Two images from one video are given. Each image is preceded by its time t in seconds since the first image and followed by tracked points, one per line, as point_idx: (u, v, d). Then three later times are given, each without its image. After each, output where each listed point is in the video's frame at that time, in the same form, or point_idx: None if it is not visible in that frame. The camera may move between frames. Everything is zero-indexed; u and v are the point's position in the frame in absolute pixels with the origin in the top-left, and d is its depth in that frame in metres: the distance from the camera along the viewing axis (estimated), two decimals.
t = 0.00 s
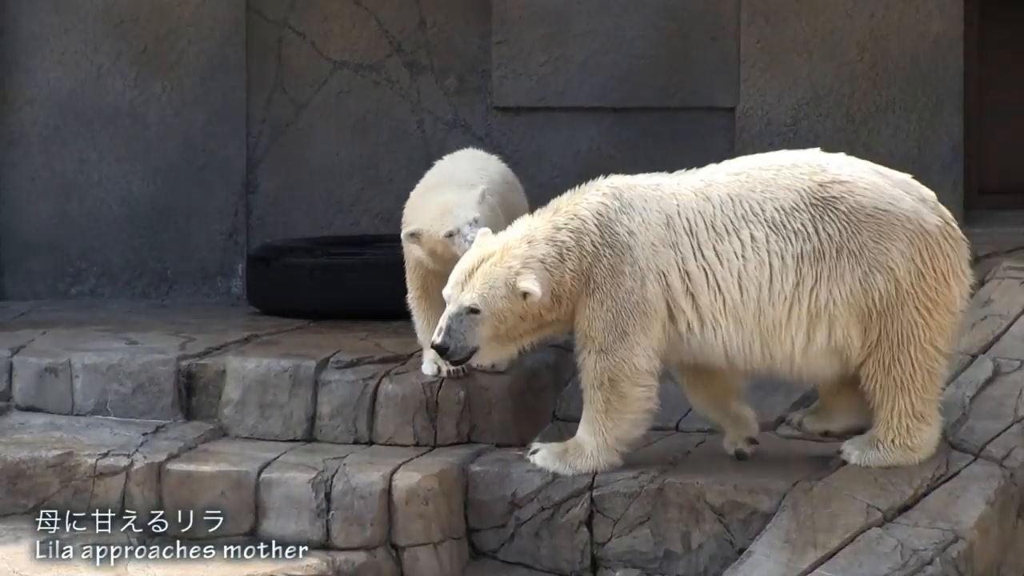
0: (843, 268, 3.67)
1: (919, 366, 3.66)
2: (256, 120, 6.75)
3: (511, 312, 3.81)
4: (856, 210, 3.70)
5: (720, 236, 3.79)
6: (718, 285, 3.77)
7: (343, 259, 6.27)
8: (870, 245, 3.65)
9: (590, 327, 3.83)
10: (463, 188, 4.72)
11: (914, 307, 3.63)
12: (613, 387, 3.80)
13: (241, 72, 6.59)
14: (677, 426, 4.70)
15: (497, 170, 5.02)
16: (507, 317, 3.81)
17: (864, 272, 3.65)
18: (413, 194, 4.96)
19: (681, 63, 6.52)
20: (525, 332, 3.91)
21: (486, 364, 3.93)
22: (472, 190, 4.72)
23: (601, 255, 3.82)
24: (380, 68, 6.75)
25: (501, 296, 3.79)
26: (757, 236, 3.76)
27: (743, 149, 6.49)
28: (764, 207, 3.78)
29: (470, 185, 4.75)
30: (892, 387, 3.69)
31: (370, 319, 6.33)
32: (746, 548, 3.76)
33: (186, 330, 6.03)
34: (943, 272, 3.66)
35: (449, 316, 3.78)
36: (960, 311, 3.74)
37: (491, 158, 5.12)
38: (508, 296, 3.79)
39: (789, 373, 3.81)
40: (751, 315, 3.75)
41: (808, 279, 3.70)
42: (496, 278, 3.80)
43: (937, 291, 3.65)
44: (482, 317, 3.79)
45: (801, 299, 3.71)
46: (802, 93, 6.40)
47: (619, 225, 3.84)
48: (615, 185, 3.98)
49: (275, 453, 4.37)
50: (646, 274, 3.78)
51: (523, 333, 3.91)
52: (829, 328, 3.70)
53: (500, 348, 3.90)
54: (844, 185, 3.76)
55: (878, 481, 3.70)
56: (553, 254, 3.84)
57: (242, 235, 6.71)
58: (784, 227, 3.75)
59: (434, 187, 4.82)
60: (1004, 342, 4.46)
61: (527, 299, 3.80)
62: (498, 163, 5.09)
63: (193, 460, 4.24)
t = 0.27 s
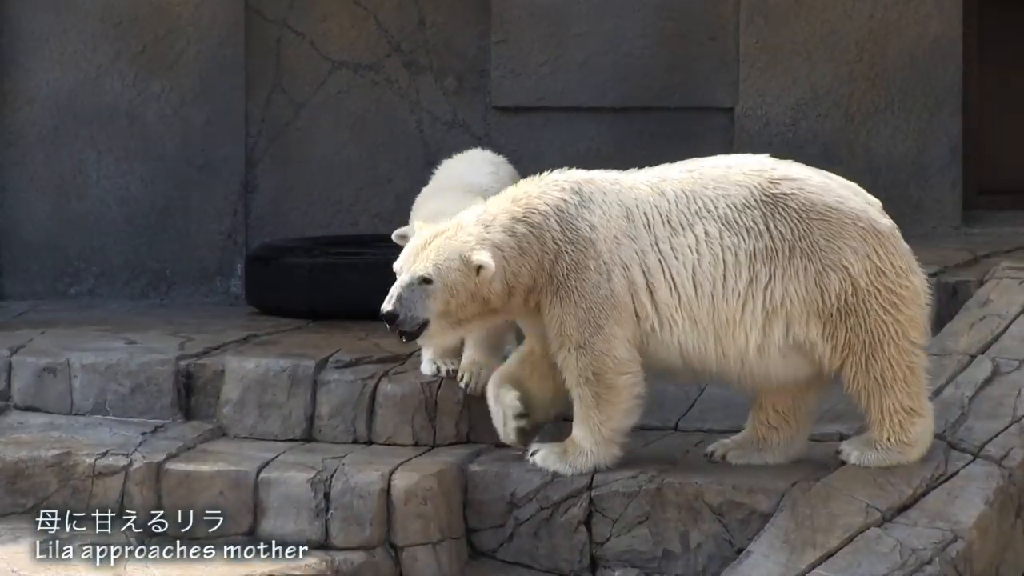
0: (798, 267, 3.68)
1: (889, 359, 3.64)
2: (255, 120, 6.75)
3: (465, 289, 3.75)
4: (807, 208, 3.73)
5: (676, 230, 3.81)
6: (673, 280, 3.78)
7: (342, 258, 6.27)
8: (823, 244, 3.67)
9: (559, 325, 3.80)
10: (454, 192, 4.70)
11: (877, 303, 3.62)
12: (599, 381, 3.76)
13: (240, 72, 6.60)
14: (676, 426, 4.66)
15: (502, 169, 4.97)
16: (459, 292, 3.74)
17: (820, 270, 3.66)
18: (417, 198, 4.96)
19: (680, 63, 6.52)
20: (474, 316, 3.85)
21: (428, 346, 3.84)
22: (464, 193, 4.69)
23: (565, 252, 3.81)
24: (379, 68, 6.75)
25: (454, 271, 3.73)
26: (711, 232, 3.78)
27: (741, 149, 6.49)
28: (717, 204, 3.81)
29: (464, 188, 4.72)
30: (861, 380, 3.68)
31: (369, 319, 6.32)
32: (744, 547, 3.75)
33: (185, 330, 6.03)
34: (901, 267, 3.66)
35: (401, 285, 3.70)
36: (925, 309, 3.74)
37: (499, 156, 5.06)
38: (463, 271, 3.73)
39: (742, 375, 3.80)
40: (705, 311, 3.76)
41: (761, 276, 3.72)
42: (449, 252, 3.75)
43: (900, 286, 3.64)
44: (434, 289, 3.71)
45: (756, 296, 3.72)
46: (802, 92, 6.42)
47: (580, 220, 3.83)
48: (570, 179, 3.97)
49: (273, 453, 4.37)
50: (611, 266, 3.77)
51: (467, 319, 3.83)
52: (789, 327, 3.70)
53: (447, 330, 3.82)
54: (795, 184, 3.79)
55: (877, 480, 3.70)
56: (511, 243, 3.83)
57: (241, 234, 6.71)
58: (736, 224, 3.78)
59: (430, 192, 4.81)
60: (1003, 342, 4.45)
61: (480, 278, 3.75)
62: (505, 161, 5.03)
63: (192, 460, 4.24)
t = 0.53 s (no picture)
0: (719, 267, 3.81)
1: (814, 355, 3.74)
2: (253, 120, 6.75)
3: (400, 278, 3.75)
4: (726, 210, 3.85)
5: (615, 232, 3.86)
6: (616, 281, 3.82)
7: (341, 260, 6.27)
8: (741, 245, 3.81)
9: (525, 327, 3.83)
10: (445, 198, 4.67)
11: (798, 301, 3.74)
12: (581, 377, 3.79)
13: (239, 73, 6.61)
14: (675, 427, 4.66)
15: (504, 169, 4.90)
16: (393, 278, 3.73)
17: (741, 271, 3.79)
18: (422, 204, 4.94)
19: (679, 64, 6.53)
20: (410, 308, 3.84)
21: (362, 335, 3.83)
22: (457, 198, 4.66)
23: (516, 254, 3.82)
24: (378, 69, 6.75)
25: (387, 258, 3.73)
26: (643, 235, 3.86)
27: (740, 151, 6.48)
28: (647, 208, 3.89)
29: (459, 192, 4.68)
30: (789, 374, 3.78)
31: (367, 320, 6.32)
32: (743, 548, 3.75)
33: (183, 330, 6.03)
34: (823, 263, 3.78)
35: (333, 269, 3.69)
36: (852, 304, 3.83)
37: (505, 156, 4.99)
38: (396, 259, 3.74)
39: (675, 375, 3.93)
40: (637, 314, 3.84)
41: (686, 281, 3.83)
42: (382, 240, 3.75)
43: (822, 283, 3.76)
44: (365, 275, 3.71)
45: (684, 299, 3.84)
46: (800, 94, 6.42)
47: (530, 222, 3.84)
48: (500, 180, 4.01)
49: (272, 453, 4.38)
50: (564, 265, 3.79)
51: (401, 310, 3.83)
52: (713, 325, 3.82)
53: (380, 320, 3.81)
54: (715, 187, 3.91)
55: (876, 482, 3.71)
56: (455, 242, 3.82)
57: (239, 235, 6.71)
58: (663, 228, 3.87)
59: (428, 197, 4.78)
60: (1002, 343, 4.44)
61: (416, 267, 3.75)
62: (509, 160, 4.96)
63: (191, 461, 4.24)
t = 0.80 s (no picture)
0: (630, 259, 3.76)
1: (687, 364, 3.70)
2: (251, 122, 6.75)
3: (328, 292, 3.76)
4: (648, 205, 3.81)
5: (549, 227, 3.83)
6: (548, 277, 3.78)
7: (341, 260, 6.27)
8: (655, 238, 3.75)
9: (472, 326, 3.79)
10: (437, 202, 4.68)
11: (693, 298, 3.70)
12: (538, 370, 3.75)
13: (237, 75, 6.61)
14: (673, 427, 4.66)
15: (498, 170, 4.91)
16: (322, 294, 3.75)
17: (649, 262, 3.73)
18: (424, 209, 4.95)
19: (676, 65, 6.53)
20: (344, 319, 3.86)
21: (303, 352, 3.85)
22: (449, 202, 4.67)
23: (449, 257, 3.80)
24: (376, 70, 6.75)
25: (314, 275, 3.73)
26: (576, 230, 3.83)
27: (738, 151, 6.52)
28: (581, 203, 3.86)
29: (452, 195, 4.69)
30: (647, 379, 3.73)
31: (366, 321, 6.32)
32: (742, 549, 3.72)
33: (182, 331, 6.03)
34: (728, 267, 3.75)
35: (262, 294, 3.70)
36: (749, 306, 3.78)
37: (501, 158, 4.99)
38: (322, 274, 3.74)
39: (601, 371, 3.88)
40: (567, 309, 3.79)
41: (607, 274, 3.78)
42: (308, 257, 3.75)
43: (718, 297, 3.73)
44: (295, 295, 3.72)
45: (604, 291, 3.78)
46: (798, 95, 6.42)
47: (465, 223, 3.82)
48: (431, 181, 3.99)
49: (269, 454, 4.39)
50: (498, 264, 3.75)
51: (336, 322, 3.85)
52: (620, 320, 3.75)
53: (317, 335, 3.83)
54: (644, 183, 3.89)
55: (875, 484, 3.72)
56: (380, 250, 3.82)
57: (237, 236, 6.70)
58: (596, 223, 3.84)
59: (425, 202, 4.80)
60: (1000, 344, 4.44)
61: (342, 280, 3.75)
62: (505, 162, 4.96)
63: (190, 462, 4.24)
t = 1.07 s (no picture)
0: (571, 280, 3.81)
1: (618, 384, 3.83)
2: (252, 121, 6.74)
3: (247, 287, 3.88)
4: (589, 225, 3.85)
5: (486, 241, 3.88)
6: (473, 289, 3.86)
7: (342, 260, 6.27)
8: (595, 261, 3.81)
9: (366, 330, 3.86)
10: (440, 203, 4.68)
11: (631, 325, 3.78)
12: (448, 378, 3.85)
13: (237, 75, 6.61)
14: (674, 427, 4.65)
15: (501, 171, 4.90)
16: (239, 288, 3.87)
17: (591, 285, 3.79)
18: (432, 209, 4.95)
19: (677, 65, 6.53)
20: (264, 313, 4.00)
21: (226, 344, 4.00)
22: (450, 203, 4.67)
23: (365, 255, 3.88)
24: (376, 70, 6.76)
25: (232, 270, 3.86)
26: (515, 245, 3.86)
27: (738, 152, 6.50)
28: (522, 217, 3.88)
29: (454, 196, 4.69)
30: (578, 398, 3.83)
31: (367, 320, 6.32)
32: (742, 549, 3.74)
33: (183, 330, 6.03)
34: (665, 292, 3.80)
35: (182, 289, 3.83)
36: (688, 326, 3.85)
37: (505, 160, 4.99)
38: (241, 268, 3.87)
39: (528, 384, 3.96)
40: (494, 322, 3.87)
41: (545, 294, 3.83)
42: (229, 250, 3.88)
43: (651, 318, 3.79)
44: (214, 290, 3.85)
45: (541, 311, 3.84)
46: (799, 96, 6.41)
47: (387, 224, 3.89)
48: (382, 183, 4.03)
49: (270, 454, 4.38)
50: (420, 274, 3.84)
51: (258, 316, 4.00)
52: (559, 342, 3.83)
53: (239, 327, 3.97)
54: (587, 200, 3.91)
55: (876, 484, 3.73)
56: (299, 243, 3.94)
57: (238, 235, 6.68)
58: (534, 238, 3.87)
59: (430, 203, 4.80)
60: (1001, 344, 4.43)
61: (260, 275, 3.88)
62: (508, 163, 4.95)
63: (190, 461, 4.24)
